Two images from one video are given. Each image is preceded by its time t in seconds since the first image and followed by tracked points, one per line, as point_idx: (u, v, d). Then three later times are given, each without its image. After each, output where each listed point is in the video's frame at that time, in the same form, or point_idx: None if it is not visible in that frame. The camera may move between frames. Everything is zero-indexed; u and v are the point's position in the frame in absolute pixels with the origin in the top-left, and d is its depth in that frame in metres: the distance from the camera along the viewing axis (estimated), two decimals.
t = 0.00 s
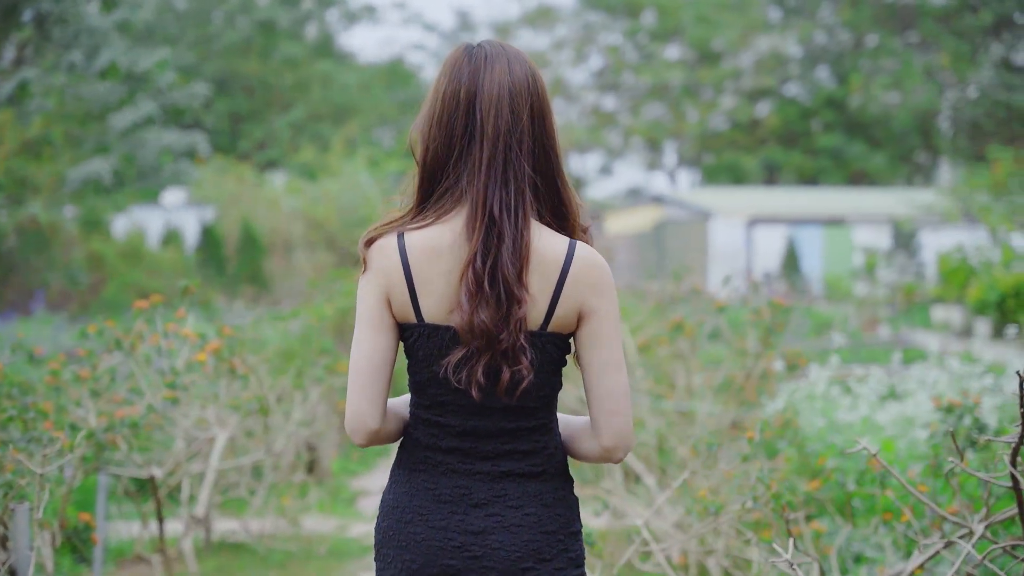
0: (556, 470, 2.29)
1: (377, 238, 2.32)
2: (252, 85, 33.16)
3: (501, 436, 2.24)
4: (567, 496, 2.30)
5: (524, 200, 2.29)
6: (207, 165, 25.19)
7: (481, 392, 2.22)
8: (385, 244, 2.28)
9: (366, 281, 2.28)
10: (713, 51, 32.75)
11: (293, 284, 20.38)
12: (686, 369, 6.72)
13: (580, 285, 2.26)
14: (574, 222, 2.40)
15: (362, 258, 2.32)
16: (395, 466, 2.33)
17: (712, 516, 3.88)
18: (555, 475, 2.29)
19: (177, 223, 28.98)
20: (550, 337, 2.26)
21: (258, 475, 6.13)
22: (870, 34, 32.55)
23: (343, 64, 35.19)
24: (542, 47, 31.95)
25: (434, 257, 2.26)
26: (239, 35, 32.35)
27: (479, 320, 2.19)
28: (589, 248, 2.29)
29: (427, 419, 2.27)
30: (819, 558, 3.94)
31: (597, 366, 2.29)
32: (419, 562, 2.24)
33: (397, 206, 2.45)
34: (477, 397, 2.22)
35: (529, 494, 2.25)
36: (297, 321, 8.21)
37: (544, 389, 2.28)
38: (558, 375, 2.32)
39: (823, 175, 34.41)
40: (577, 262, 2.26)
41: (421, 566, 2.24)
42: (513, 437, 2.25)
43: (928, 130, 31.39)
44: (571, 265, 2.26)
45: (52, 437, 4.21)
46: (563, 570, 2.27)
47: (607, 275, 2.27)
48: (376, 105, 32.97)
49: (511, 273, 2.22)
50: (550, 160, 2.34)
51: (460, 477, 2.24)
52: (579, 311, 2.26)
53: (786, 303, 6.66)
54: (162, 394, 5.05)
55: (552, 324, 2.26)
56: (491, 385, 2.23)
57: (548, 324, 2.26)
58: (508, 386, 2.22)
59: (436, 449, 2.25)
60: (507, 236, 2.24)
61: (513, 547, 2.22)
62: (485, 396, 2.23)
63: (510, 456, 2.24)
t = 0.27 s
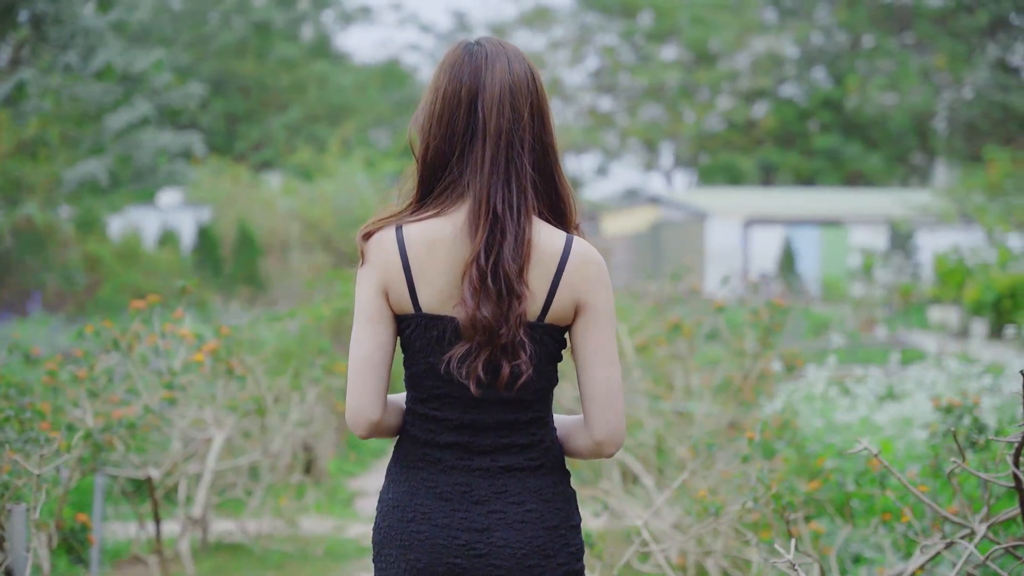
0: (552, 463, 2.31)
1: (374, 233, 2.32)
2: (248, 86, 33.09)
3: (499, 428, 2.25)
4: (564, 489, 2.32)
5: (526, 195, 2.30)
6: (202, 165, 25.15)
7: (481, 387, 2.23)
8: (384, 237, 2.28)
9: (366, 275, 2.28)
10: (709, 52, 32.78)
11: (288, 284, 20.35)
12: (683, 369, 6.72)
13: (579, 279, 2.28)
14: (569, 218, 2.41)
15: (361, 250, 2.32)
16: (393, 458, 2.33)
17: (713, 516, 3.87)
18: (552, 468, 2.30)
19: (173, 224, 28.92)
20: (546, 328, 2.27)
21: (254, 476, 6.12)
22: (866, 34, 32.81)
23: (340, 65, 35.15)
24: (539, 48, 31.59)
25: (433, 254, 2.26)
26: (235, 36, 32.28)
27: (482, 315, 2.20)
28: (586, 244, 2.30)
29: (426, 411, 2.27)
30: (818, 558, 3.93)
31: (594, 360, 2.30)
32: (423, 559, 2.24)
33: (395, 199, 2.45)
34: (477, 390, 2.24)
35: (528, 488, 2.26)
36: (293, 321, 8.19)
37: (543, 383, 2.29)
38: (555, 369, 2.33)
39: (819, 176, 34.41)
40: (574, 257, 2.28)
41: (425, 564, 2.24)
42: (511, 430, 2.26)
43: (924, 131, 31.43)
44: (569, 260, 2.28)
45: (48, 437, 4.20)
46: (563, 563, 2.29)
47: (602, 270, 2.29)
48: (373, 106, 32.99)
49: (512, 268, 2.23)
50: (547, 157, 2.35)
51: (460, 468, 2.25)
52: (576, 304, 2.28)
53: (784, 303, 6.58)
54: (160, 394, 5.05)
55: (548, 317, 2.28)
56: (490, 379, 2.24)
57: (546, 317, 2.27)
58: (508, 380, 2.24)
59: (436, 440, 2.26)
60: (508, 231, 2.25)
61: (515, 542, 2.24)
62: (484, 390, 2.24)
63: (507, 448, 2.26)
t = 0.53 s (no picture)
0: (552, 456, 2.32)
1: (371, 230, 2.32)
2: (244, 85, 33.04)
3: (500, 422, 2.26)
4: (565, 483, 2.33)
5: (524, 192, 2.32)
6: (198, 165, 25.10)
7: (481, 381, 2.24)
8: (383, 234, 2.29)
9: (364, 272, 2.29)
10: (705, 52, 32.79)
11: (283, 284, 20.32)
12: (680, 369, 6.72)
13: (576, 273, 2.31)
14: (566, 214, 2.44)
15: (358, 247, 2.32)
16: (393, 454, 2.33)
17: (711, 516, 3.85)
18: (552, 462, 2.32)
19: (169, 224, 28.85)
20: (545, 321, 2.30)
21: (250, 475, 6.10)
22: (862, 34, 32.83)
23: (335, 65, 35.11)
24: (535, 48, 31.63)
25: (434, 250, 2.28)
26: (231, 35, 32.21)
27: (484, 310, 2.21)
28: (582, 240, 2.33)
29: (426, 405, 2.28)
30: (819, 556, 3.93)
31: (592, 354, 2.33)
32: (429, 558, 2.23)
33: (391, 197, 2.46)
34: (478, 385, 2.25)
35: (531, 483, 2.27)
36: (289, 320, 8.18)
37: (542, 377, 2.31)
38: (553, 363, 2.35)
39: (815, 176, 34.41)
40: (569, 251, 2.31)
41: (433, 562, 2.23)
42: (511, 424, 2.28)
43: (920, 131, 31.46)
44: (566, 253, 2.30)
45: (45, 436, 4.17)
46: (567, 556, 2.30)
47: (598, 265, 2.32)
48: (368, 106, 32.94)
49: (513, 263, 2.25)
50: (544, 155, 2.37)
51: (462, 462, 2.25)
52: (574, 296, 2.30)
53: (782, 302, 6.72)
54: (157, 394, 5.03)
55: (547, 309, 2.30)
56: (491, 374, 2.25)
57: (544, 309, 2.30)
58: (509, 374, 2.25)
59: (437, 434, 2.26)
60: (508, 228, 2.26)
61: (521, 537, 2.24)
62: (485, 384, 2.25)
63: (508, 441, 2.27)
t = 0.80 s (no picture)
0: (550, 450, 2.35)
1: (368, 227, 2.33)
2: (239, 85, 33.01)
3: (500, 417, 2.29)
4: (565, 478, 2.36)
5: (521, 188, 2.35)
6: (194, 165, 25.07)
7: (479, 375, 2.27)
8: (381, 231, 2.30)
9: (362, 269, 2.29)
10: (701, 53, 32.83)
11: (279, 285, 20.30)
12: (677, 370, 6.72)
13: (572, 268, 2.35)
14: (562, 212, 2.47)
15: (354, 245, 2.33)
16: (391, 453, 2.33)
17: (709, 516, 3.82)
18: (551, 456, 2.35)
19: (165, 224, 28.79)
20: (545, 315, 2.34)
21: (247, 475, 6.09)
22: (858, 35, 32.90)
23: (331, 65, 35.13)
24: (531, 48, 32.24)
25: (433, 246, 2.30)
26: (227, 35, 32.18)
27: (484, 304, 2.24)
28: (576, 235, 2.38)
29: (426, 402, 2.29)
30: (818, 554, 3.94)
31: (588, 349, 2.38)
32: (435, 554, 2.24)
33: (384, 196, 2.46)
34: (477, 380, 2.27)
35: (532, 478, 2.30)
36: (286, 321, 8.17)
37: (541, 372, 2.34)
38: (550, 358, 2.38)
39: (811, 176, 34.43)
40: (566, 247, 2.35)
41: (440, 559, 2.24)
42: (511, 420, 2.30)
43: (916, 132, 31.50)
44: (563, 249, 2.35)
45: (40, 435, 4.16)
46: (569, 549, 2.33)
47: (593, 260, 2.37)
48: (365, 106, 32.96)
49: (513, 258, 2.28)
50: (540, 152, 2.41)
51: (464, 458, 2.27)
52: (572, 291, 2.35)
53: (779, 303, 6.66)
54: (153, 394, 5.02)
55: (547, 304, 2.34)
56: (490, 369, 2.28)
57: (544, 303, 2.33)
58: (509, 369, 2.28)
59: (438, 431, 2.27)
60: (508, 223, 2.29)
61: (525, 530, 2.26)
62: (486, 379, 2.27)
63: (508, 437, 2.29)
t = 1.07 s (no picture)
0: (548, 446, 2.37)
1: (366, 226, 2.32)
2: (236, 85, 32.98)
3: (500, 415, 2.30)
4: (563, 474, 2.37)
5: (518, 186, 2.35)
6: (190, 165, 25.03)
7: (480, 372, 2.27)
8: (380, 229, 2.29)
9: (360, 268, 2.28)
10: (698, 52, 32.86)
11: (276, 284, 20.27)
12: (674, 369, 6.71)
13: (569, 265, 2.38)
14: (557, 209, 2.49)
15: (353, 243, 2.31)
16: (390, 452, 2.32)
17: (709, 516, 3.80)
18: (549, 451, 2.37)
19: (161, 224, 28.73)
20: (544, 312, 2.36)
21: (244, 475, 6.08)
22: (855, 34, 32.90)
23: (328, 65, 35.12)
24: (528, 48, 32.29)
25: (434, 243, 2.29)
26: (223, 35, 32.12)
27: (485, 301, 2.25)
28: (571, 233, 2.41)
29: (426, 400, 2.29)
30: (818, 553, 3.94)
31: (584, 346, 2.41)
32: (439, 551, 2.23)
33: (379, 195, 2.45)
34: (478, 376, 2.27)
35: (532, 474, 2.31)
36: (282, 320, 8.15)
37: (540, 369, 2.35)
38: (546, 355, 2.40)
39: (808, 176, 34.42)
40: (563, 247, 2.38)
41: (444, 555, 2.23)
42: (511, 417, 2.31)
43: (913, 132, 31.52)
44: (560, 247, 2.37)
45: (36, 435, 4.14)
46: (568, 545, 2.35)
47: (588, 259, 2.40)
48: (361, 106, 32.93)
49: (512, 255, 2.29)
50: (536, 150, 2.42)
51: (465, 456, 2.26)
52: (569, 289, 2.38)
53: (778, 301, 6.49)
54: (150, 393, 5.00)
55: (546, 300, 2.36)
56: (490, 366, 2.28)
57: (543, 300, 2.36)
58: (510, 366, 2.29)
59: (439, 428, 2.27)
60: (506, 221, 2.30)
61: (527, 526, 2.27)
62: (486, 375, 2.28)
63: (508, 434, 2.30)
